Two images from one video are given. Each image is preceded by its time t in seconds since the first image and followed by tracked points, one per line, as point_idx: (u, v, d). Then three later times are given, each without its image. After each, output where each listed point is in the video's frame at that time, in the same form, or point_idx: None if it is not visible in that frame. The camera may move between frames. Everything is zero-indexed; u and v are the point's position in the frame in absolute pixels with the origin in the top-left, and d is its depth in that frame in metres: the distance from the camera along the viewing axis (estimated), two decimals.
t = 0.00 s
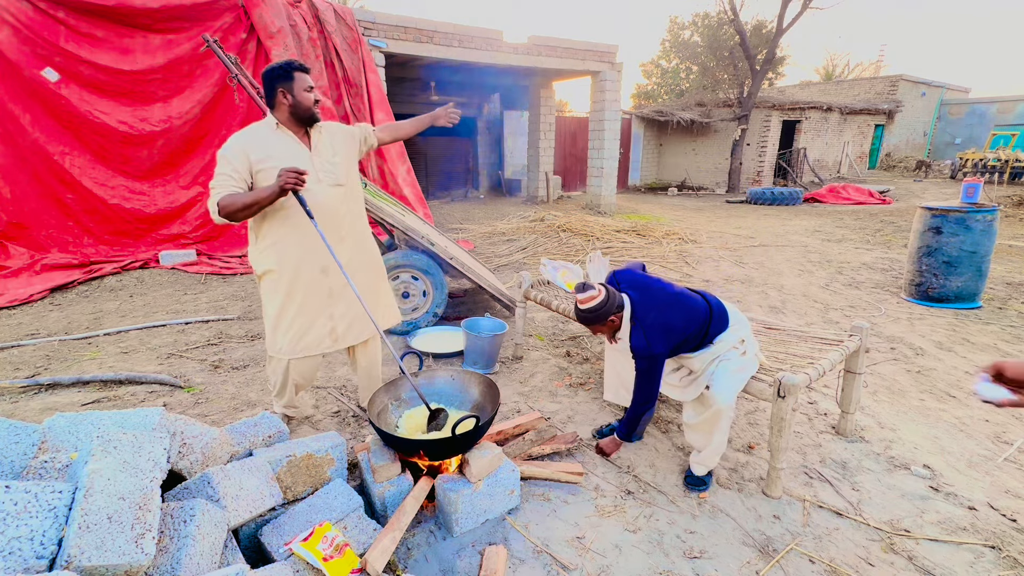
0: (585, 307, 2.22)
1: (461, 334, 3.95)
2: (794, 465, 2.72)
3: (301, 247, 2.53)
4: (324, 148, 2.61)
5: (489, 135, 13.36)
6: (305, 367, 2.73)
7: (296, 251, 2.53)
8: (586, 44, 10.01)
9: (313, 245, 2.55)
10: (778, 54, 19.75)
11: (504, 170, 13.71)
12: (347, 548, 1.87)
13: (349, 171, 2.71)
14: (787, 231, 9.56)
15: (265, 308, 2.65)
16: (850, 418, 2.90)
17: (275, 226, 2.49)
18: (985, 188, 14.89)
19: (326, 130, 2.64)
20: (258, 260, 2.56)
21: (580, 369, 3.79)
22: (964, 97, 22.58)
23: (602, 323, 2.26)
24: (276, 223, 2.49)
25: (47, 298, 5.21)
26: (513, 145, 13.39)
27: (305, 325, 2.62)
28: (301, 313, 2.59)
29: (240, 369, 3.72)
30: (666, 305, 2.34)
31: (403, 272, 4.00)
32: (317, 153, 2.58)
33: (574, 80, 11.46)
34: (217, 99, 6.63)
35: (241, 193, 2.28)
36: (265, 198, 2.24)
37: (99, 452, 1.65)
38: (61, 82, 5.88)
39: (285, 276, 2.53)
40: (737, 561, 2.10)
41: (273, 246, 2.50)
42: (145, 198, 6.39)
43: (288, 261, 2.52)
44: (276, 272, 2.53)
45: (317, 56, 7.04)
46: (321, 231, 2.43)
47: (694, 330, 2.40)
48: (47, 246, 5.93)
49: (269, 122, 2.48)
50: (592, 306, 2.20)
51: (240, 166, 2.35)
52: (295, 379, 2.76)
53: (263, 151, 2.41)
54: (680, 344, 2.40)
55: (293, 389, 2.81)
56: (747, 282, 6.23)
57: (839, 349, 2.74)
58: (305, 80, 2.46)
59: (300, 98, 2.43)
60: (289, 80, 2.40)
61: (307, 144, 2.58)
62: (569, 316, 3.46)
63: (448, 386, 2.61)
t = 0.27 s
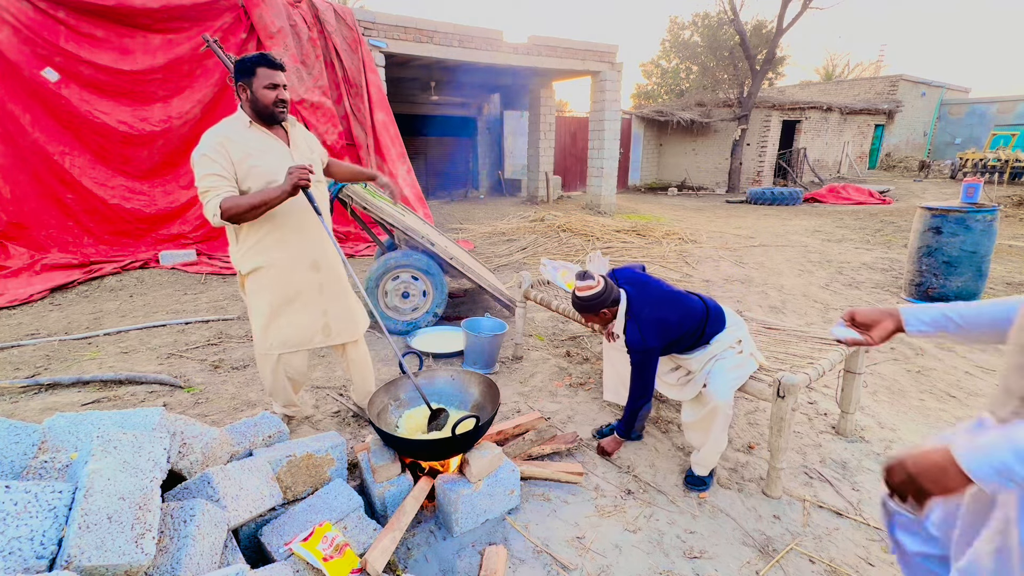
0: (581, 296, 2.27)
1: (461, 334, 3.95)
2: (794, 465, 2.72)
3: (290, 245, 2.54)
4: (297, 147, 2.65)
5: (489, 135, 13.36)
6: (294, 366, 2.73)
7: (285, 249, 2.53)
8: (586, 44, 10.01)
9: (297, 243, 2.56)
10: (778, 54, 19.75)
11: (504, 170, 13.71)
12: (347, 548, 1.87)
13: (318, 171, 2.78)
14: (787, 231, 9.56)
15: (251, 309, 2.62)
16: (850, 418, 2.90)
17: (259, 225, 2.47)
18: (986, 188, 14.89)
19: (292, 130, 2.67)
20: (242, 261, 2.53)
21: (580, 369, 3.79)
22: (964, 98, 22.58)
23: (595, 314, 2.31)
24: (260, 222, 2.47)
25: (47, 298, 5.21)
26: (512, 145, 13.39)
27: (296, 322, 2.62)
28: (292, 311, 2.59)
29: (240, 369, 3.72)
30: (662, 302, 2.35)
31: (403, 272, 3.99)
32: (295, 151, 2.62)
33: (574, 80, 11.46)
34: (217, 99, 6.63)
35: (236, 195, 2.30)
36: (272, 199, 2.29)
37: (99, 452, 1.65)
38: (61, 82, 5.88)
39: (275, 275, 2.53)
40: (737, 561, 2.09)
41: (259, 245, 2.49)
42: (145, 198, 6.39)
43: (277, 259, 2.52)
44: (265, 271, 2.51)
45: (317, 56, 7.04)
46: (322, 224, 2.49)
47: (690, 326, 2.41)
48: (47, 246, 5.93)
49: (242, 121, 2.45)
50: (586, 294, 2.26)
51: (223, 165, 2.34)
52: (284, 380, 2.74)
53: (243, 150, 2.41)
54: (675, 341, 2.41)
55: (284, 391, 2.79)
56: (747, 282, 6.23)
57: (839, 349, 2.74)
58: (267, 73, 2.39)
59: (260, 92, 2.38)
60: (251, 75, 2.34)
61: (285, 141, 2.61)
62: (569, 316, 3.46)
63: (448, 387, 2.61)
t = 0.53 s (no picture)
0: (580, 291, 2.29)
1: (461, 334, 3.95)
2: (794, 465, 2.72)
3: (289, 242, 2.55)
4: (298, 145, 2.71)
5: (489, 134, 13.36)
6: (291, 365, 2.73)
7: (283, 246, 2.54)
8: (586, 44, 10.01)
9: (296, 238, 2.57)
10: (778, 54, 19.75)
11: (504, 170, 13.70)
12: (347, 548, 1.87)
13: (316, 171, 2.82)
14: (787, 231, 9.56)
15: (249, 307, 2.61)
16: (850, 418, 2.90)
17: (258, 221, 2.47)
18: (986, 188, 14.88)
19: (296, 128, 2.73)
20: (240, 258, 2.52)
21: (580, 370, 3.80)
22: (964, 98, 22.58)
23: (592, 309, 2.34)
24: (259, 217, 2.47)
25: (47, 298, 5.21)
26: (513, 145, 13.38)
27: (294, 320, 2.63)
28: (292, 305, 2.61)
29: (240, 369, 3.72)
30: (661, 300, 2.36)
31: (403, 272, 3.99)
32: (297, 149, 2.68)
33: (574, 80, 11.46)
34: (217, 99, 6.63)
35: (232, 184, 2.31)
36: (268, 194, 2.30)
37: (99, 452, 1.66)
38: (61, 82, 5.88)
39: (274, 273, 2.53)
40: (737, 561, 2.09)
41: (257, 242, 2.49)
42: (145, 198, 6.39)
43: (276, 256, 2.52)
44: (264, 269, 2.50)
45: (317, 56, 7.05)
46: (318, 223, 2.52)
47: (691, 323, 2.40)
48: (48, 246, 5.93)
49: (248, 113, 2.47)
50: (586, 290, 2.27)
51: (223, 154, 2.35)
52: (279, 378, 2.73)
53: (247, 142, 2.42)
54: (673, 340, 2.41)
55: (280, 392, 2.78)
56: (747, 282, 6.23)
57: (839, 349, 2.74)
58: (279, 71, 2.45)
59: (272, 88, 2.45)
60: (264, 71, 2.40)
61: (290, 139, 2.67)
62: (569, 316, 3.46)
63: (448, 387, 2.61)
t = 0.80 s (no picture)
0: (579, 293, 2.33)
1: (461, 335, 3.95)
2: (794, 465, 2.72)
3: (303, 244, 2.60)
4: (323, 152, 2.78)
5: (489, 134, 13.36)
6: (295, 365, 2.76)
7: (298, 248, 2.59)
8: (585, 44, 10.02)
9: (313, 238, 2.63)
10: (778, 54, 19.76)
11: (504, 170, 13.70)
12: (347, 548, 1.87)
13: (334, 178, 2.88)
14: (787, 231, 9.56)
15: (261, 306, 2.66)
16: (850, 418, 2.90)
17: (277, 221, 2.53)
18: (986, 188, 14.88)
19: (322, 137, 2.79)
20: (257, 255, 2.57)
21: (580, 370, 3.80)
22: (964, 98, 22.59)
23: (591, 310, 2.37)
24: (278, 217, 2.53)
25: (47, 298, 5.21)
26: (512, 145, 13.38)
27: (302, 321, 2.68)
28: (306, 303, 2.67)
29: (240, 369, 3.72)
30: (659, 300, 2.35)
31: (403, 272, 3.99)
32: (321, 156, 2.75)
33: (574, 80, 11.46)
34: (217, 99, 6.64)
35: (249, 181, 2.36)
36: (276, 190, 2.33)
37: (99, 452, 1.66)
38: (61, 82, 5.88)
39: (286, 273, 2.58)
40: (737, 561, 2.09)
41: (274, 241, 2.54)
42: (145, 198, 6.39)
43: (291, 257, 2.58)
44: (279, 268, 2.56)
45: (317, 56, 7.05)
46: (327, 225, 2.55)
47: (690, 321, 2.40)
48: (47, 246, 5.93)
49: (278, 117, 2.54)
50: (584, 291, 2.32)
51: (246, 153, 2.41)
52: (281, 377, 2.76)
53: (273, 144, 2.48)
54: (673, 340, 2.41)
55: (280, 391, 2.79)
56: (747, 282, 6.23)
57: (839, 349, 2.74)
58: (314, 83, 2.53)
59: (304, 98, 2.50)
60: (299, 80, 2.46)
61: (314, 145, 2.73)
62: (569, 316, 3.46)
63: (448, 387, 2.61)
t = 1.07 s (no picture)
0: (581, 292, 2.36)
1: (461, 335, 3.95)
2: (794, 465, 2.72)
3: (321, 241, 2.66)
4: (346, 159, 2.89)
5: (489, 135, 13.35)
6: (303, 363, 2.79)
7: (316, 245, 2.65)
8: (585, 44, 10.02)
9: (329, 236, 2.70)
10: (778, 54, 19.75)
11: (504, 170, 13.70)
12: (347, 548, 1.86)
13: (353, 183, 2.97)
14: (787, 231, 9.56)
15: (278, 305, 2.69)
16: (850, 417, 2.90)
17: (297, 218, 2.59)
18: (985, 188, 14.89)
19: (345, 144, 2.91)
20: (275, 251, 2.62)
21: (580, 370, 3.80)
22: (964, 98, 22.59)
23: (591, 309, 2.40)
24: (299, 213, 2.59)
25: (47, 298, 5.21)
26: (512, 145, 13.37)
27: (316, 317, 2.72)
28: (323, 299, 2.71)
29: (240, 369, 3.72)
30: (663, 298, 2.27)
31: (403, 272, 3.99)
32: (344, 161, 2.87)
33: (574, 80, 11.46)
34: (217, 99, 6.64)
35: (274, 176, 2.45)
36: (296, 183, 2.39)
37: (99, 452, 1.66)
38: (60, 82, 5.88)
39: (304, 270, 2.64)
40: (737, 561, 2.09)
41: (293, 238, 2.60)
42: (145, 198, 6.39)
43: (309, 254, 2.63)
44: (297, 265, 2.62)
45: (317, 56, 7.06)
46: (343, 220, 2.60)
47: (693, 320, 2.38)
48: (47, 246, 5.93)
49: (309, 119, 2.67)
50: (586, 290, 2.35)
51: (276, 150, 2.52)
52: (290, 373, 2.79)
53: (304, 145, 2.59)
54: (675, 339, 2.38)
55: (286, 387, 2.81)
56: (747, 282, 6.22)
57: (839, 349, 2.74)
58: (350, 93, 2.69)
59: (341, 107, 2.65)
60: (338, 88, 2.61)
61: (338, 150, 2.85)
62: (569, 316, 3.45)
63: (448, 386, 2.61)
